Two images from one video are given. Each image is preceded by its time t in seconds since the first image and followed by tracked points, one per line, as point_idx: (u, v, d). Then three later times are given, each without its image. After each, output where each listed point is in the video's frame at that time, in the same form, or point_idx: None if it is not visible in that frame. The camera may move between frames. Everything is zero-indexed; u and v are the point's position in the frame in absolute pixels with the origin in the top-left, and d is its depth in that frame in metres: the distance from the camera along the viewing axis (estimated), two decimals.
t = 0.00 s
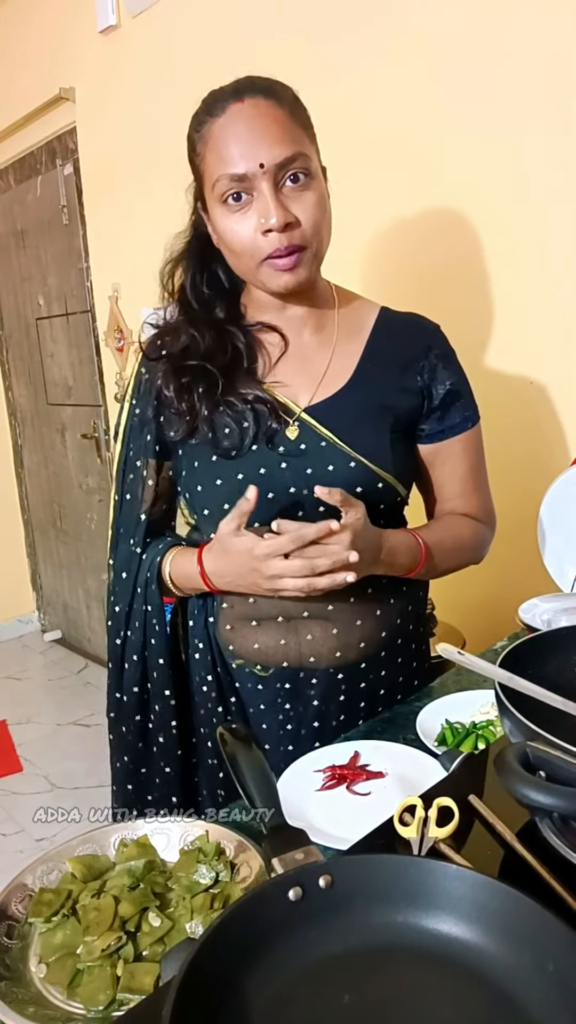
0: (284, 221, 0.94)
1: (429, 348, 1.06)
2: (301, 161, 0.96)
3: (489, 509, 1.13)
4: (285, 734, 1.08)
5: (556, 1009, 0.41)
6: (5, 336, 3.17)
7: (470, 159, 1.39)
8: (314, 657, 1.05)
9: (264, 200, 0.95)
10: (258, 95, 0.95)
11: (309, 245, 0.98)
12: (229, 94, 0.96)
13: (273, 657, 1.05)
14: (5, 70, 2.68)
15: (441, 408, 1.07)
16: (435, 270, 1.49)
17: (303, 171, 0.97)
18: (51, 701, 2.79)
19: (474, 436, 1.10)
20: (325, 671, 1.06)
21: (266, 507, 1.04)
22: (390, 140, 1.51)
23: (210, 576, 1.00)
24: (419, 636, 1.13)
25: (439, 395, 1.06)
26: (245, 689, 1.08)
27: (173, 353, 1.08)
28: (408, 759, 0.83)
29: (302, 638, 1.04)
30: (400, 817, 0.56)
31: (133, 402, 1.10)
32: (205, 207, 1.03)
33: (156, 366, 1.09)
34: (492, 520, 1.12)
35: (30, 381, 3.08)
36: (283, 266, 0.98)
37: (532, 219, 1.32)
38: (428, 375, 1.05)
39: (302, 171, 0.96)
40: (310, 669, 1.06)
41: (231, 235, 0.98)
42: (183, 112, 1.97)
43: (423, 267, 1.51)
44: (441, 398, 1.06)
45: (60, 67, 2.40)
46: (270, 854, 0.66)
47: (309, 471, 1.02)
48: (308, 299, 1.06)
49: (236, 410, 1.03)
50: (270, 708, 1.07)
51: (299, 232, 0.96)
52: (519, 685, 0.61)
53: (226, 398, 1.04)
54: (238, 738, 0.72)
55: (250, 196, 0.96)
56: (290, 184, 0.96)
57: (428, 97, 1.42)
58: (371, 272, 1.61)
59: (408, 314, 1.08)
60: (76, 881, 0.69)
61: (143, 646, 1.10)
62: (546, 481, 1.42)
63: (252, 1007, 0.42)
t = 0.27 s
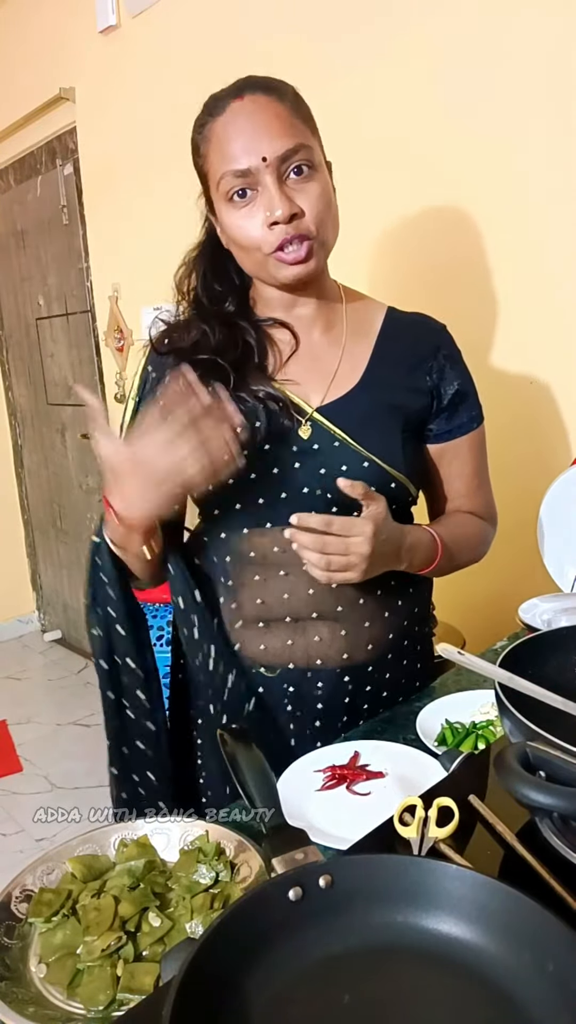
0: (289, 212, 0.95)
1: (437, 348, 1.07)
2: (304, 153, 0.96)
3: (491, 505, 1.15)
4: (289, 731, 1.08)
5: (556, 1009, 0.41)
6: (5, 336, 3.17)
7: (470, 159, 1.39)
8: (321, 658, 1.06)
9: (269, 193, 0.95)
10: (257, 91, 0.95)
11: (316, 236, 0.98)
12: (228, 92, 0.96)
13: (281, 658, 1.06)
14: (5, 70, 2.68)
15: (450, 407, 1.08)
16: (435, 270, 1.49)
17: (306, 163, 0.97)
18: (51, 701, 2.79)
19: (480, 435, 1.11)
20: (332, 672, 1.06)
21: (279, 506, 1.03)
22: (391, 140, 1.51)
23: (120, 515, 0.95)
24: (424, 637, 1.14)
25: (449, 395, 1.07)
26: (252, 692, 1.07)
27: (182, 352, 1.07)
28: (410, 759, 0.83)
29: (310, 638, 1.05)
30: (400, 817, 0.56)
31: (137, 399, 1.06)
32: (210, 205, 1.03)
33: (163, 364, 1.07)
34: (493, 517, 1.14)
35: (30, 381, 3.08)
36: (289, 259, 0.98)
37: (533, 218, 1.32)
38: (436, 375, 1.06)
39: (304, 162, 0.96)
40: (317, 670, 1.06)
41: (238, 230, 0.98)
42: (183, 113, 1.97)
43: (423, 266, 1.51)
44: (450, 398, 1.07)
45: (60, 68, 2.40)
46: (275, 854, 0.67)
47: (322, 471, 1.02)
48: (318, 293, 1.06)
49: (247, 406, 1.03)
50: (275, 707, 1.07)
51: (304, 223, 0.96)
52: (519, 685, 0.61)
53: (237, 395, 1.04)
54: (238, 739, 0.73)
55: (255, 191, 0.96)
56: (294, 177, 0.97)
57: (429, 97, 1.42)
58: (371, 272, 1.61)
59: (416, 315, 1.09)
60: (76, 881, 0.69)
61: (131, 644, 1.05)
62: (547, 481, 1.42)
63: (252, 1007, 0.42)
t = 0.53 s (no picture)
0: (298, 214, 0.94)
1: (435, 348, 1.07)
2: (306, 155, 0.96)
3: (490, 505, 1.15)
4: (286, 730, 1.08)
5: (556, 1010, 0.41)
6: (5, 336, 3.17)
7: (470, 158, 1.39)
8: (318, 658, 1.06)
9: (275, 196, 0.94)
10: (257, 95, 0.96)
11: (323, 237, 0.98)
12: (226, 96, 0.97)
13: (279, 658, 1.06)
14: (5, 70, 2.68)
15: (449, 407, 1.08)
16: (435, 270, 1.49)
17: (309, 165, 0.97)
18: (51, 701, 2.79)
19: (480, 435, 1.11)
20: (329, 671, 1.06)
21: (279, 507, 1.03)
22: (391, 140, 1.51)
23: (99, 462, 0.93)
24: (424, 636, 1.14)
25: (448, 394, 1.07)
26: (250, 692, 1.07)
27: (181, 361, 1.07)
28: (409, 759, 0.83)
29: (308, 637, 1.05)
30: (400, 817, 0.56)
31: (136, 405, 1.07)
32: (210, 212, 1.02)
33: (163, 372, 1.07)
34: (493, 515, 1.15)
35: (30, 381, 3.08)
36: (297, 261, 0.97)
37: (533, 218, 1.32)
38: (435, 375, 1.06)
39: (307, 165, 0.97)
40: (315, 669, 1.06)
41: (243, 236, 0.97)
42: (184, 112, 1.97)
43: (423, 266, 1.51)
44: (449, 397, 1.07)
45: (60, 67, 2.40)
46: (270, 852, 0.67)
47: (322, 472, 1.02)
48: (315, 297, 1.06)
49: (248, 411, 1.03)
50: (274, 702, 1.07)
51: (312, 224, 0.96)
52: (519, 685, 0.61)
53: (238, 400, 1.03)
54: (237, 740, 0.74)
55: (260, 195, 0.96)
56: (298, 179, 0.96)
57: (429, 97, 1.42)
58: (372, 272, 1.61)
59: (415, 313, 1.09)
60: (76, 880, 0.69)
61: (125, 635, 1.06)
62: (547, 481, 1.41)
63: (252, 1007, 0.42)
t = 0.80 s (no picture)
0: (281, 214, 0.94)
1: (432, 349, 1.07)
2: (300, 155, 0.96)
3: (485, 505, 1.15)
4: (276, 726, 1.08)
5: (557, 1010, 0.41)
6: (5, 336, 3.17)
7: (470, 158, 1.39)
8: (312, 658, 1.05)
9: (262, 193, 0.94)
10: (259, 91, 0.96)
11: (309, 239, 0.97)
12: (229, 90, 0.97)
13: (273, 657, 1.05)
14: (5, 70, 2.68)
15: (445, 409, 1.08)
16: (435, 270, 1.49)
17: (302, 165, 0.97)
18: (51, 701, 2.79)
19: (475, 436, 1.11)
20: (324, 671, 1.06)
21: (273, 506, 1.03)
22: (390, 140, 1.51)
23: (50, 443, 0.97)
24: (421, 636, 1.14)
25: (444, 396, 1.07)
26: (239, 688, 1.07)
27: (177, 352, 1.07)
28: (408, 758, 0.83)
29: (302, 636, 1.05)
30: (400, 817, 0.56)
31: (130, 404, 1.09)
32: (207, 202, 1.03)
33: (158, 365, 1.07)
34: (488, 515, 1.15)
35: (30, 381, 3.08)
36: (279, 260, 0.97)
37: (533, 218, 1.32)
38: (431, 377, 1.06)
39: (301, 165, 0.96)
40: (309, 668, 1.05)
41: (229, 229, 0.98)
42: (184, 112, 1.97)
43: (423, 267, 1.51)
44: (445, 399, 1.07)
45: (61, 68, 2.40)
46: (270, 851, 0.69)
47: (317, 472, 1.02)
48: (312, 296, 1.06)
49: (243, 407, 1.03)
50: (268, 700, 1.07)
51: (297, 225, 0.96)
52: (519, 685, 0.61)
53: (231, 396, 1.04)
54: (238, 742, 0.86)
55: (249, 191, 0.96)
56: (289, 178, 0.96)
57: (429, 97, 1.42)
58: (372, 272, 1.61)
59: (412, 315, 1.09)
60: (76, 881, 0.69)
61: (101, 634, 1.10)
62: (546, 481, 1.42)
63: (252, 1007, 0.42)
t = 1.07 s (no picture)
0: (288, 225, 0.94)
1: (429, 348, 1.07)
2: (305, 164, 0.96)
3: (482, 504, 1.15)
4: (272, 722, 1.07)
5: (558, 1010, 0.41)
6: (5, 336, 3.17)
7: (470, 158, 1.39)
8: (308, 658, 1.05)
9: (268, 203, 0.94)
10: (263, 96, 0.95)
11: (312, 248, 0.98)
12: (232, 94, 0.96)
13: (270, 658, 1.05)
14: (5, 70, 2.68)
15: (441, 410, 1.08)
16: (435, 270, 1.49)
17: (307, 174, 0.96)
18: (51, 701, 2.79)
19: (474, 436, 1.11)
20: (319, 671, 1.06)
21: (265, 507, 1.03)
22: (391, 140, 1.51)
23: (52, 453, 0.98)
24: (419, 636, 1.14)
25: (440, 396, 1.06)
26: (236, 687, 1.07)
27: (170, 355, 1.08)
28: (408, 759, 0.83)
29: (298, 637, 1.05)
30: (400, 817, 0.56)
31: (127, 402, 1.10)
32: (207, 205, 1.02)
33: (153, 367, 1.08)
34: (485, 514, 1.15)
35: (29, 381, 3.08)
36: (284, 269, 0.98)
37: (533, 219, 1.32)
38: (427, 377, 1.06)
39: (305, 174, 0.96)
40: (305, 669, 1.05)
41: (233, 237, 0.98)
42: (184, 112, 1.97)
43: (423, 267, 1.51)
44: (441, 399, 1.07)
45: (61, 68, 2.40)
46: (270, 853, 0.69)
47: (309, 474, 1.02)
48: (307, 300, 1.05)
49: (234, 410, 1.03)
50: (263, 699, 1.07)
51: (301, 235, 0.96)
52: (519, 685, 0.61)
53: (223, 398, 1.04)
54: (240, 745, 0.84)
55: (254, 199, 0.96)
56: (294, 187, 0.96)
57: (429, 97, 1.42)
58: (372, 272, 1.61)
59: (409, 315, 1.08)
60: (76, 881, 0.70)
61: (87, 637, 1.11)
62: (546, 481, 1.41)
63: (253, 1006, 0.42)
